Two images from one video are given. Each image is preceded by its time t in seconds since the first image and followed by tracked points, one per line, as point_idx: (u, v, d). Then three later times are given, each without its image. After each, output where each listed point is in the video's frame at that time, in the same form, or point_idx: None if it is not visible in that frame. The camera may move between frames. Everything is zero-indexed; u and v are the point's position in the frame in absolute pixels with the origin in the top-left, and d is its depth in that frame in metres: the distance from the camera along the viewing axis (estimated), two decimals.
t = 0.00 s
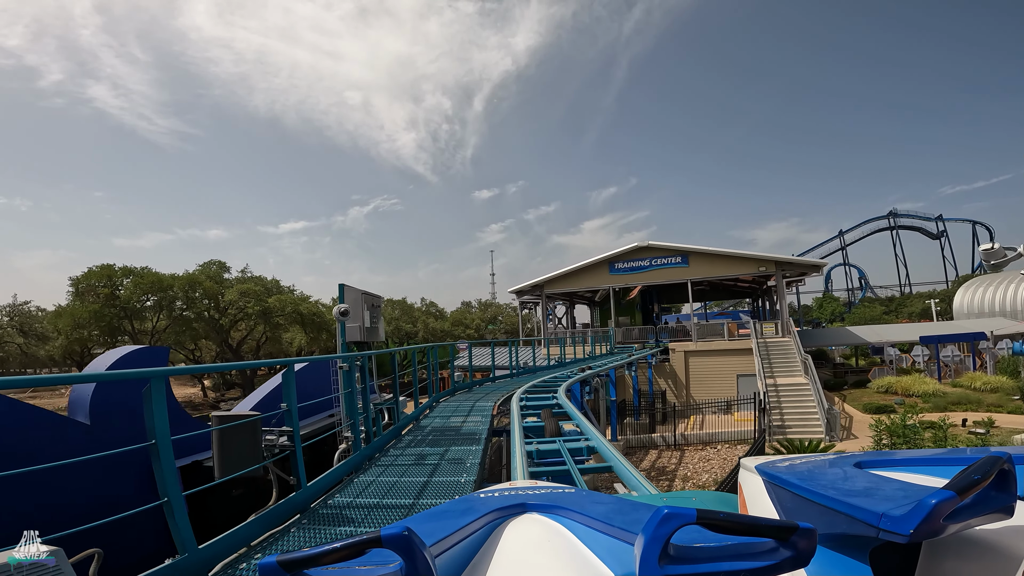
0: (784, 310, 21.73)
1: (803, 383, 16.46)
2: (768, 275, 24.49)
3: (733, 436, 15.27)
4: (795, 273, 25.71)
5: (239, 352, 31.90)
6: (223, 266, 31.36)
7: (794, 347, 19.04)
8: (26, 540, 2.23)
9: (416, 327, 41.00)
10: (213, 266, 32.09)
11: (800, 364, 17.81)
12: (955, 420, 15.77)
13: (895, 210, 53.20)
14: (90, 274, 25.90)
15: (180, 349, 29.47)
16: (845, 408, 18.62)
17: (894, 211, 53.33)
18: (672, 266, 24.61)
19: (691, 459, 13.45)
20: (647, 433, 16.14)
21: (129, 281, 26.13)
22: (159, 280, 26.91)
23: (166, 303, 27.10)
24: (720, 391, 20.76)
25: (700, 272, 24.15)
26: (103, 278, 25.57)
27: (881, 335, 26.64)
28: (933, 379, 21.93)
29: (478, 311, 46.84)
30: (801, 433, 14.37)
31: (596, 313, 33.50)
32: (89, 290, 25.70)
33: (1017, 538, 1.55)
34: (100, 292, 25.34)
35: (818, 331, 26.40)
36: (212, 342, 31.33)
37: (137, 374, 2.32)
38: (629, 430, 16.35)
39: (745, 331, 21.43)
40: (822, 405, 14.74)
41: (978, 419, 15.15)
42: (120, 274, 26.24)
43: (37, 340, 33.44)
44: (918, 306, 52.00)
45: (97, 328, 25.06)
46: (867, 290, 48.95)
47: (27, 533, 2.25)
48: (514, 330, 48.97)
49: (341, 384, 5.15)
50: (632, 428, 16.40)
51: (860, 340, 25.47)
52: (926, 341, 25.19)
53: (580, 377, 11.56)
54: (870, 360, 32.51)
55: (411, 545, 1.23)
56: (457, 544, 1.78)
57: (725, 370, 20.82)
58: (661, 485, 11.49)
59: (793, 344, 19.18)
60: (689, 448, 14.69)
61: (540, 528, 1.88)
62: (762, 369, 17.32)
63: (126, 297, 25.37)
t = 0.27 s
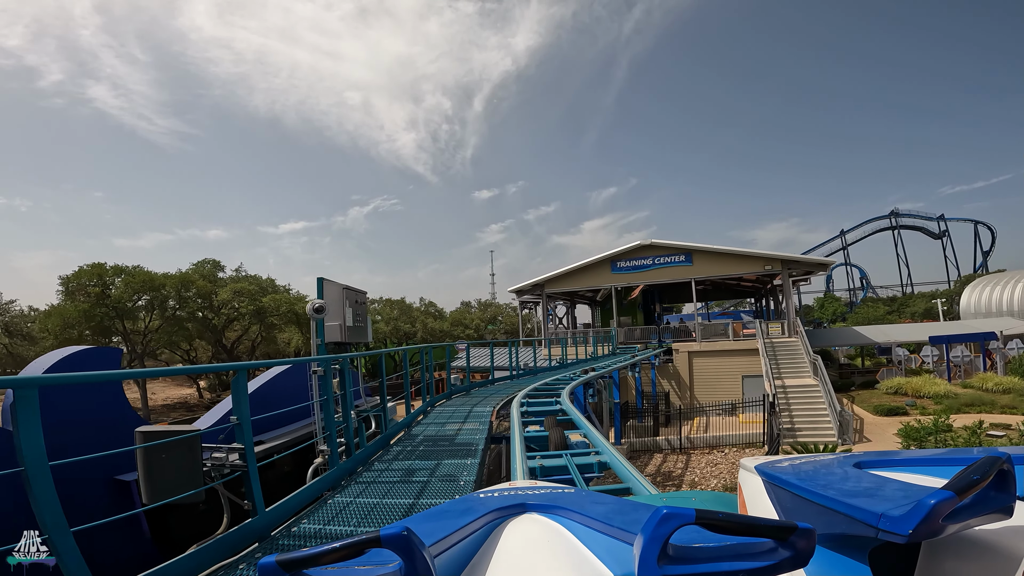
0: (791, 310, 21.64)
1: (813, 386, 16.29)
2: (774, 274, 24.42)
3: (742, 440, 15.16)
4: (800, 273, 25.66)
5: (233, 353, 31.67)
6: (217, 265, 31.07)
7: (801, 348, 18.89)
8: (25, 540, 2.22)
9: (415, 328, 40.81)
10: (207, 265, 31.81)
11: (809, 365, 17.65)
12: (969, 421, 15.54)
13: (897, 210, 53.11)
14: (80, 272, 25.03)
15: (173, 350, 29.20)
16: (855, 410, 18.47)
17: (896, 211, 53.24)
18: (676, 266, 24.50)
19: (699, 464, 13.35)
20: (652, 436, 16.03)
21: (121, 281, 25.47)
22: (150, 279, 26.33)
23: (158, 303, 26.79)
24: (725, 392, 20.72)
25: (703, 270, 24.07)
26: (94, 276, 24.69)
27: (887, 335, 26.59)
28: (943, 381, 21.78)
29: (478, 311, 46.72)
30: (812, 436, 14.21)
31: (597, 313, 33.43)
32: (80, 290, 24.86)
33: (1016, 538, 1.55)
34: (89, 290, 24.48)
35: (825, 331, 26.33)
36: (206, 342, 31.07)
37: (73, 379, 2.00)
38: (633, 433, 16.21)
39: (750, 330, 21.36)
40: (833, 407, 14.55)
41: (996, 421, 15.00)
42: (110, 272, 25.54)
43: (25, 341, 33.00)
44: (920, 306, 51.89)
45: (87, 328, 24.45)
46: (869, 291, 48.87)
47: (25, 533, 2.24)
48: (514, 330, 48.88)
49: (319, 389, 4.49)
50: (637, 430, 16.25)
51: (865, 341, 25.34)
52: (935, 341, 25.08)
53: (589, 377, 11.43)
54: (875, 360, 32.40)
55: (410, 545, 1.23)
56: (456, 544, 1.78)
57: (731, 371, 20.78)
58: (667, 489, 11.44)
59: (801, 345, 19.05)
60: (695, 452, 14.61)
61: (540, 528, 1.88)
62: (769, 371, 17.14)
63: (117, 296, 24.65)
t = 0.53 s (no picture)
0: (798, 309, 21.58)
1: (823, 387, 16.18)
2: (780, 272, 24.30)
3: (751, 443, 15.06)
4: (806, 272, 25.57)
5: (228, 353, 31.53)
6: (211, 264, 31.02)
7: (811, 348, 18.84)
8: (27, 539, 2.23)
9: (414, 328, 40.69)
10: (202, 263, 31.63)
11: (819, 365, 17.55)
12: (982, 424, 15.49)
13: (898, 209, 53.03)
14: (70, 271, 24.93)
15: (167, 350, 29.05)
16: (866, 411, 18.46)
17: (898, 211, 53.15)
18: (680, 264, 24.44)
19: (705, 468, 13.30)
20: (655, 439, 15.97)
21: (112, 280, 25.56)
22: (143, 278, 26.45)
23: (150, 302, 26.94)
24: (730, 393, 20.68)
25: (707, 269, 24.02)
26: (84, 275, 24.65)
27: (893, 334, 26.45)
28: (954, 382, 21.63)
29: (478, 311, 46.65)
30: (823, 439, 14.09)
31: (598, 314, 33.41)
32: (70, 289, 24.77)
33: (1018, 538, 1.55)
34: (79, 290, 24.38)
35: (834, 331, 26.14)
36: (201, 342, 30.91)
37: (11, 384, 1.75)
38: (637, 436, 16.13)
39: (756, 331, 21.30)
40: (845, 409, 14.44)
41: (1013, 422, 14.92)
42: (101, 271, 25.54)
43: (15, 341, 32.82)
44: (923, 306, 51.77)
45: (77, 328, 24.41)
46: (871, 291, 48.79)
47: (27, 533, 2.25)
48: (514, 330, 48.83)
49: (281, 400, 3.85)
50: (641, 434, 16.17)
51: (871, 341, 25.25)
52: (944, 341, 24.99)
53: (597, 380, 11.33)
54: (881, 360, 32.28)
55: (411, 545, 1.23)
56: (457, 544, 1.78)
57: (736, 371, 20.72)
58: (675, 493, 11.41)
59: (809, 345, 18.95)
60: (702, 455, 14.55)
61: (541, 527, 1.87)
62: (778, 372, 17.06)
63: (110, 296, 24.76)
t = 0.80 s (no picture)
0: (805, 309, 21.52)
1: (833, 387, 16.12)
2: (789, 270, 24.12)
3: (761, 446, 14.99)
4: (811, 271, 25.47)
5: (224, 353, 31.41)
6: (206, 263, 30.84)
7: (819, 347, 18.77)
8: (25, 540, 2.23)
9: (412, 328, 40.62)
10: (196, 262, 31.42)
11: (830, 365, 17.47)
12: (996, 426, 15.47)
13: (900, 209, 52.91)
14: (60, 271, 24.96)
15: (160, 351, 28.88)
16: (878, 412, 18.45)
17: (899, 210, 53.04)
18: (685, 262, 24.36)
19: (712, 473, 13.26)
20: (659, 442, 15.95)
21: (103, 279, 25.50)
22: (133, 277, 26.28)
23: (142, 301, 26.87)
24: (735, 395, 20.68)
25: (711, 267, 23.98)
26: (74, 274, 24.63)
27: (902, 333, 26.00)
28: (967, 384, 21.53)
29: (477, 311, 46.59)
30: (836, 442, 14.05)
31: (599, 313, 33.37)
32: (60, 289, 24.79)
33: (1016, 538, 1.55)
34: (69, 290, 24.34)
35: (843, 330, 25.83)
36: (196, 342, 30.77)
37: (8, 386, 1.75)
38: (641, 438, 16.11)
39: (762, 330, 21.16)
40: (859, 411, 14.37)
41: None
42: (91, 270, 25.47)
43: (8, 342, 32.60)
44: (925, 306, 51.74)
45: (65, 328, 24.23)
46: (872, 291, 48.73)
47: (26, 534, 2.25)
48: (515, 330, 48.78)
49: (235, 410, 3.22)
50: (645, 436, 16.11)
51: (876, 341, 25.13)
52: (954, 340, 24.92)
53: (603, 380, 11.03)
54: (887, 361, 32.20)
55: (411, 544, 1.23)
56: (457, 544, 1.79)
57: (742, 372, 20.73)
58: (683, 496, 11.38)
59: (819, 345, 18.86)
60: (710, 459, 14.47)
61: (541, 528, 1.88)
62: (787, 373, 17.01)
63: (99, 294, 24.73)
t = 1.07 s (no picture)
0: (813, 308, 21.48)
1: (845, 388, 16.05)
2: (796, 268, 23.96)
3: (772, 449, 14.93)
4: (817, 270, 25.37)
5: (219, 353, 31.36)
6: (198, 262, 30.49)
7: (829, 348, 18.69)
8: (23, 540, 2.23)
9: (411, 328, 40.59)
10: (189, 261, 31.25)
11: (841, 365, 17.39)
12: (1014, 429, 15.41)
13: (902, 208, 52.79)
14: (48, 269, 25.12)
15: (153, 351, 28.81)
16: (892, 414, 18.39)
17: (902, 209, 52.92)
18: (689, 260, 24.31)
19: (720, 478, 13.17)
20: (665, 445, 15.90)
21: (93, 278, 25.49)
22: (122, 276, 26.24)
23: (133, 301, 26.86)
24: (741, 397, 20.63)
25: (716, 266, 23.93)
26: (63, 273, 24.78)
27: (912, 334, 25.34)
28: (981, 385, 21.45)
29: (477, 311, 46.55)
30: (851, 445, 13.98)
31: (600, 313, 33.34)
32: (49, 287, 24.92)
33: (1016, 539, 1.55)
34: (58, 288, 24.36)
35: (850, 330, 25.43)
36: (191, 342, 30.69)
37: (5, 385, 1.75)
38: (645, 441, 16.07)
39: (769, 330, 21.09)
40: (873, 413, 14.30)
41: None
42: (81, 269, 25.51)
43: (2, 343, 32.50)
44: (928, 306, 51.61)
45: (53, 327, 24.19)
46: (873, 291, 48.64)
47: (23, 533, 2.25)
48: (515, 329, 48.74)
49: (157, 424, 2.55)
50: (649, 440, 16.04)
51: (884, 341, 24.89)
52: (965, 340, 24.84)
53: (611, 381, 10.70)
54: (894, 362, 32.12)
55: (410, 544, 1.23)
56: (457, 543, 1.79)
57: (748, 372, 20.68)
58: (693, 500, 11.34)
59: (829, 345, 18.76)
60: (717, 464, 14.41)
61: (541, 528, 1.88)
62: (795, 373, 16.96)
63: (89, 293, 24.71)
